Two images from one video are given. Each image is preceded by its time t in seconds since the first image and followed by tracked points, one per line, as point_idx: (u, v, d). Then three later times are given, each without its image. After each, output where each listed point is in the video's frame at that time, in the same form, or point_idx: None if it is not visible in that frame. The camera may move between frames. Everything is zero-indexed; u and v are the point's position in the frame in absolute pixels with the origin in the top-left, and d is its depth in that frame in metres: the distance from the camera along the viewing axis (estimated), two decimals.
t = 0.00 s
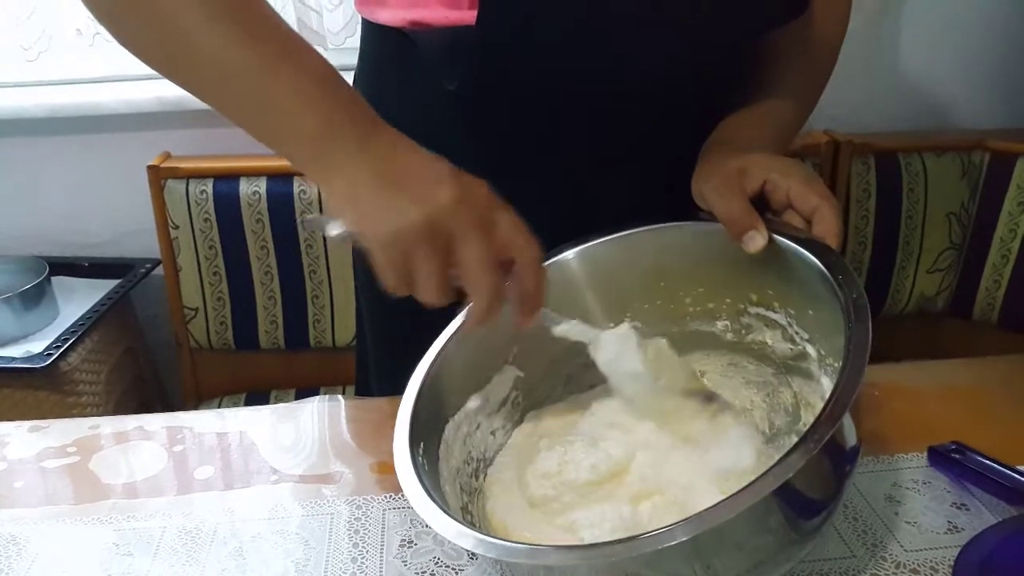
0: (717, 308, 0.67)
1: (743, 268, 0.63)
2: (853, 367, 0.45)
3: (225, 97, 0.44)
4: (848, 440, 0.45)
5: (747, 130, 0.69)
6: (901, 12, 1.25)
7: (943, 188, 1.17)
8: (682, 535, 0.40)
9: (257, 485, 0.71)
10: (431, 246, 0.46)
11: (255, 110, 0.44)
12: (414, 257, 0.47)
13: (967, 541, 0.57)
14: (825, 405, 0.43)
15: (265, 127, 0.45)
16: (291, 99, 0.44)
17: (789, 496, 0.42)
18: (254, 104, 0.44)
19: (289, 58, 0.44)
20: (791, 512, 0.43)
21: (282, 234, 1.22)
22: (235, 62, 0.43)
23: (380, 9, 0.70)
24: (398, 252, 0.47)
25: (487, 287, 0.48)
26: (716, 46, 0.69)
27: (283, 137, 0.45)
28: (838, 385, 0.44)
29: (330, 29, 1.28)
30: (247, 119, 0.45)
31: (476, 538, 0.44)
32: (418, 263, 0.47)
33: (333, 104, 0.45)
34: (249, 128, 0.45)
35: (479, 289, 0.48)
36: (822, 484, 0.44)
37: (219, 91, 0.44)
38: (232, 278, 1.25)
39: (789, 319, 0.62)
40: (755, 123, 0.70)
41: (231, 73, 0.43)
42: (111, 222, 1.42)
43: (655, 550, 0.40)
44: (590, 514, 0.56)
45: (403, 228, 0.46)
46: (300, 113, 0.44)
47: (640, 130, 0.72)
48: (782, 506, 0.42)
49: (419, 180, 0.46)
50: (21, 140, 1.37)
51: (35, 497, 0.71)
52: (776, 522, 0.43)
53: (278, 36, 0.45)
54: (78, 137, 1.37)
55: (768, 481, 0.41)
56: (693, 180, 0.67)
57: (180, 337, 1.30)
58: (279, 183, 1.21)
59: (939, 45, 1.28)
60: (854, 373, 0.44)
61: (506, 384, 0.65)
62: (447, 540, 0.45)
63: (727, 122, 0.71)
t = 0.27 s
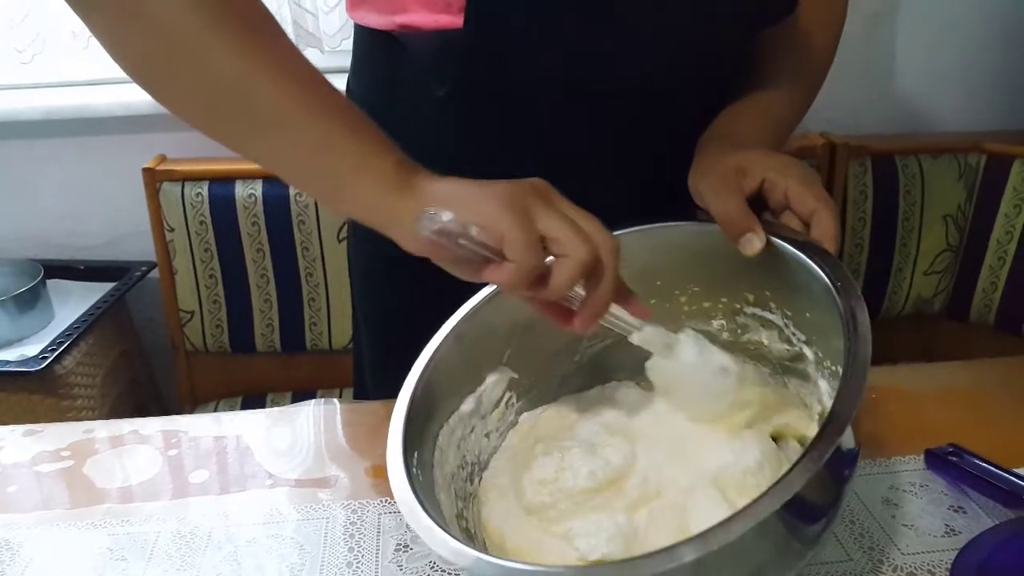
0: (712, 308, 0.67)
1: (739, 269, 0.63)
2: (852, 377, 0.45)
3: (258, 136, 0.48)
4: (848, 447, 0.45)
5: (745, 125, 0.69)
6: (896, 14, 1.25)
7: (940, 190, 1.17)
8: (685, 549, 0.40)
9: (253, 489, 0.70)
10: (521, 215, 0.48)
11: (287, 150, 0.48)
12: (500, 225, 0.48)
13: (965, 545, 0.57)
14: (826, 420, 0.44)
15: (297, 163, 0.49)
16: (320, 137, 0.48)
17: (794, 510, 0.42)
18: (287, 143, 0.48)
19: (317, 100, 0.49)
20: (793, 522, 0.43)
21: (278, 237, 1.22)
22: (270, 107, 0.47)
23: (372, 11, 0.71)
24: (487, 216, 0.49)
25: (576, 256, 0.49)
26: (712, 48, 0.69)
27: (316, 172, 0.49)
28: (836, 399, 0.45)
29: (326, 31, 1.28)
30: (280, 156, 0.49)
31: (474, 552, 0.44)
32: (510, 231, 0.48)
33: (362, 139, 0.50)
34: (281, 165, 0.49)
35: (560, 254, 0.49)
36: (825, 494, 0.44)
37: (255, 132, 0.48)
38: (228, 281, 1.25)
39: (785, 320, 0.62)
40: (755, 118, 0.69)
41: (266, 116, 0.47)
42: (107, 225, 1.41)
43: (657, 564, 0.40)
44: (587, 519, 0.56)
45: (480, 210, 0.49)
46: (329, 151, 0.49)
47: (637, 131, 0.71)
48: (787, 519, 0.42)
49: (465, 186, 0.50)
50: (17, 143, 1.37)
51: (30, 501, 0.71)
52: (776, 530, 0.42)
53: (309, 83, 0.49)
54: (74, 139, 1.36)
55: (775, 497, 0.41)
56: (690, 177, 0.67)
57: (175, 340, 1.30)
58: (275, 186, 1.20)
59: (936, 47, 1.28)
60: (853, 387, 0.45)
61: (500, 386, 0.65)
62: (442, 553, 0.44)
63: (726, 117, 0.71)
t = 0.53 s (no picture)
0: (711, 301, 0.66)
1: (733, 266, 0.63)
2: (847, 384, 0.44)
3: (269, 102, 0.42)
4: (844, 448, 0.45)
5: (743, 114, 0.68)
6: (897, 15, 1.25)
7: (941, 191, 1.17)
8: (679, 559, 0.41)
9: (253, 489, 0.70)
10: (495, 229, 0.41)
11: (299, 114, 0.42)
12: (466, 229, 0.41)
13: (967, 546, 0.57)
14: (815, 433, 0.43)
15: (310, 130, 0.43)
16: (331, 97, 0.42)
17: (792, 518, 0.42)
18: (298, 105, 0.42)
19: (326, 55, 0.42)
20: (792, 526, 0.43)
21: (278, 236, 1.22)
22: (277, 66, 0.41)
23: (367, 13, 0.69)
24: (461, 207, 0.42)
25: (536, 300, 0.40)
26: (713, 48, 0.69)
27: (330, 138, 0.43)
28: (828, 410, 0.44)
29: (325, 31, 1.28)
30: (293, 122, 0.43)
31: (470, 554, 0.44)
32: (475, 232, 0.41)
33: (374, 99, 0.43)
34: (294, 132, 0.43)
35: (526, 289, 0.41)
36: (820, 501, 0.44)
37: (263, 95, 0.42)
38: (228, 281, 1.25)
39: (784, 313, 0.60)
40: (752, 108, 0.69)
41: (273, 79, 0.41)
42: (107, 225, 1.41)
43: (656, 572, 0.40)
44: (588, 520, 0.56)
45: (456, 207, 0.42)
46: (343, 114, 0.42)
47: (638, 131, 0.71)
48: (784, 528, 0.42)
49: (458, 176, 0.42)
50: (16, 143, 1.37)
51: (29, 501, 0.71)
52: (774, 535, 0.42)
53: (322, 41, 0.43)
54: (74, 139, 1.36)
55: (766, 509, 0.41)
56: (684, 167, 0.66)
57: (175, 340, 1.29)
58: (275, 186, 1.20)
59: (936, 48, 1.28)
60: (843, 397, 0.44)
61: (496, 385, 0.65)
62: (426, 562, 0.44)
63: (724, 105, 0.70)
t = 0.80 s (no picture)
0: (711, 300, 0.66)
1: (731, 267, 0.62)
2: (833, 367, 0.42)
3: (290, 114, 0.39)
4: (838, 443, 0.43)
5: (740, 113, 0.69)
6: (898, 15, 1.25)
7: (941, 191, 1.17)
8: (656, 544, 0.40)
9: (255, 487, 0.71)
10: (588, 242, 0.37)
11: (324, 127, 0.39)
12: (557, 241, 0.37)
13: (965, 546, 0.57)
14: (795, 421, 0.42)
15: (336, 146, 0.39)
16: (362, 110, 0.39)
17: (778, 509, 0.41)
18: (322, 118, 0.39)
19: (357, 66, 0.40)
20: (782, 524, 0.41)
21: (279, 236, 1.22)
22: (301, 74, 0.38)
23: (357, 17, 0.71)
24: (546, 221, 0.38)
25: (630, 307, 0.36)
26: (712, 49, 0.69)
27: (358, 152, 0.39)
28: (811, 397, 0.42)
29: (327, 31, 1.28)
30: (316, 137, 0.39)
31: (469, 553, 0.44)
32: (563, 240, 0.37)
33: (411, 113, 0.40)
34: (318, 150, 0.40)
35: (615, 300, 0.37)
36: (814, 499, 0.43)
37: (283, 105, 0.39)
38: (230, 280, 1.25)
39: (782, 311, 0.59)
40: (750, 108, 0.69)
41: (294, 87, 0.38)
42: (109, 224, 1.42)
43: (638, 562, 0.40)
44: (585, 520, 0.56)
45: (534, 219, 0.38)
46: (374, 128, 0.39)
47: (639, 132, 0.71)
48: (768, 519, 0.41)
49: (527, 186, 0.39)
50: (19, 142, 1.37)
51: (32, 499, 0.71)
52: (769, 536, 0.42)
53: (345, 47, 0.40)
54: (76, 139, 1.36)
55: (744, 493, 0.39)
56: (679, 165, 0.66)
57: (177, 339, 1.30)
58: (276, 186, 1.21)
59: (937, 48, 1.28)
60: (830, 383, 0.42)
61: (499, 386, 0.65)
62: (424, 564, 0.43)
63: (722, 103, 0.70)
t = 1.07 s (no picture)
0: (729, 311, 0.65)
1: (740, 276, 0.62)
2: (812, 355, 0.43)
3: (227, 165, 0.34)
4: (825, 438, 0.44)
5: (748, 131, 0.71)
6: (896, 13, 1.25)
7: (938, 189, 1.18)
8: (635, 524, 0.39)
9: (253, 487, 0.71)
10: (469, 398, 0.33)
11: (266, 190, 0.35)
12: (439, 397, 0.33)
13: (962, 544, 0.57)
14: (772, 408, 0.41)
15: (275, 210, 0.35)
16: (306, 179, 0.35)
17: (757, 494, 0.41)
18: (264, 178, 0.34)
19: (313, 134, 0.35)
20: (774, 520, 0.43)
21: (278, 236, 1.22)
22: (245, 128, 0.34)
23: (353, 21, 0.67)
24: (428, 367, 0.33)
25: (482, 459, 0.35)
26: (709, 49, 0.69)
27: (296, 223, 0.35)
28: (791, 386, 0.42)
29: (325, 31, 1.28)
30: (254, 197, 0.35)
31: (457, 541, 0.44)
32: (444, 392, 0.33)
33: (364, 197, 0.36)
34: (253, 211, 0.35)
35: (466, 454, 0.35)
36: (795, 490, 0.43)
37: (213, 151, 0.34)
38: (228, 280, 1.25)
39: (793, 321, 0.57)
40: (757, 127, 0.71)
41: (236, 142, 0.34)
42: (107, 224, 1.42)
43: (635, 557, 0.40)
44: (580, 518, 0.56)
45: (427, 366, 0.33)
46: (318, 201, 0.35)
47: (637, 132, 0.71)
48: (748, 504, 0.41)
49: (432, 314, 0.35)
50: (17, 142, 1.37)
51: (30, 499, 0.71)
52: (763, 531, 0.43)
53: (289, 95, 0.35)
54: (74, 138, 1.36)
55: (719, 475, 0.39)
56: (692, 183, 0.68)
57: (176, 338, 1.30)
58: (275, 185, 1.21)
59: (935, 46, 1.28)
60: (809, 373, 0.42)
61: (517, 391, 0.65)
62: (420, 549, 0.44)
63: (729, 124, 0.72)
